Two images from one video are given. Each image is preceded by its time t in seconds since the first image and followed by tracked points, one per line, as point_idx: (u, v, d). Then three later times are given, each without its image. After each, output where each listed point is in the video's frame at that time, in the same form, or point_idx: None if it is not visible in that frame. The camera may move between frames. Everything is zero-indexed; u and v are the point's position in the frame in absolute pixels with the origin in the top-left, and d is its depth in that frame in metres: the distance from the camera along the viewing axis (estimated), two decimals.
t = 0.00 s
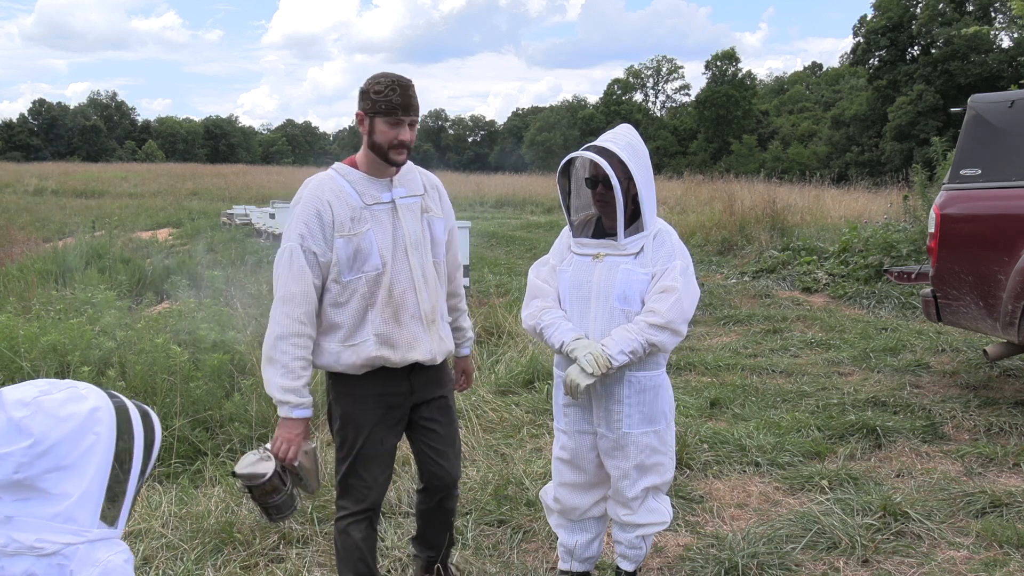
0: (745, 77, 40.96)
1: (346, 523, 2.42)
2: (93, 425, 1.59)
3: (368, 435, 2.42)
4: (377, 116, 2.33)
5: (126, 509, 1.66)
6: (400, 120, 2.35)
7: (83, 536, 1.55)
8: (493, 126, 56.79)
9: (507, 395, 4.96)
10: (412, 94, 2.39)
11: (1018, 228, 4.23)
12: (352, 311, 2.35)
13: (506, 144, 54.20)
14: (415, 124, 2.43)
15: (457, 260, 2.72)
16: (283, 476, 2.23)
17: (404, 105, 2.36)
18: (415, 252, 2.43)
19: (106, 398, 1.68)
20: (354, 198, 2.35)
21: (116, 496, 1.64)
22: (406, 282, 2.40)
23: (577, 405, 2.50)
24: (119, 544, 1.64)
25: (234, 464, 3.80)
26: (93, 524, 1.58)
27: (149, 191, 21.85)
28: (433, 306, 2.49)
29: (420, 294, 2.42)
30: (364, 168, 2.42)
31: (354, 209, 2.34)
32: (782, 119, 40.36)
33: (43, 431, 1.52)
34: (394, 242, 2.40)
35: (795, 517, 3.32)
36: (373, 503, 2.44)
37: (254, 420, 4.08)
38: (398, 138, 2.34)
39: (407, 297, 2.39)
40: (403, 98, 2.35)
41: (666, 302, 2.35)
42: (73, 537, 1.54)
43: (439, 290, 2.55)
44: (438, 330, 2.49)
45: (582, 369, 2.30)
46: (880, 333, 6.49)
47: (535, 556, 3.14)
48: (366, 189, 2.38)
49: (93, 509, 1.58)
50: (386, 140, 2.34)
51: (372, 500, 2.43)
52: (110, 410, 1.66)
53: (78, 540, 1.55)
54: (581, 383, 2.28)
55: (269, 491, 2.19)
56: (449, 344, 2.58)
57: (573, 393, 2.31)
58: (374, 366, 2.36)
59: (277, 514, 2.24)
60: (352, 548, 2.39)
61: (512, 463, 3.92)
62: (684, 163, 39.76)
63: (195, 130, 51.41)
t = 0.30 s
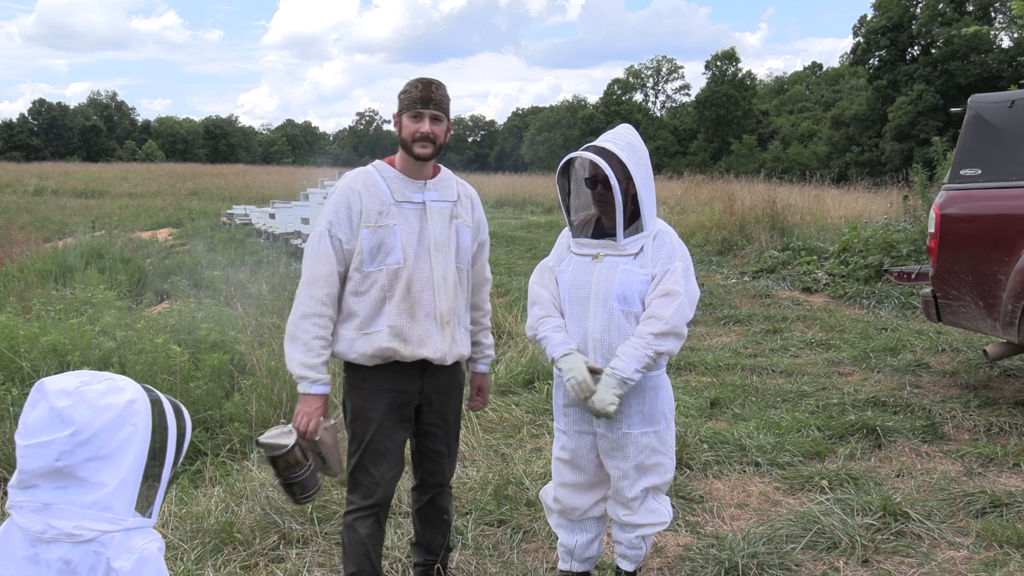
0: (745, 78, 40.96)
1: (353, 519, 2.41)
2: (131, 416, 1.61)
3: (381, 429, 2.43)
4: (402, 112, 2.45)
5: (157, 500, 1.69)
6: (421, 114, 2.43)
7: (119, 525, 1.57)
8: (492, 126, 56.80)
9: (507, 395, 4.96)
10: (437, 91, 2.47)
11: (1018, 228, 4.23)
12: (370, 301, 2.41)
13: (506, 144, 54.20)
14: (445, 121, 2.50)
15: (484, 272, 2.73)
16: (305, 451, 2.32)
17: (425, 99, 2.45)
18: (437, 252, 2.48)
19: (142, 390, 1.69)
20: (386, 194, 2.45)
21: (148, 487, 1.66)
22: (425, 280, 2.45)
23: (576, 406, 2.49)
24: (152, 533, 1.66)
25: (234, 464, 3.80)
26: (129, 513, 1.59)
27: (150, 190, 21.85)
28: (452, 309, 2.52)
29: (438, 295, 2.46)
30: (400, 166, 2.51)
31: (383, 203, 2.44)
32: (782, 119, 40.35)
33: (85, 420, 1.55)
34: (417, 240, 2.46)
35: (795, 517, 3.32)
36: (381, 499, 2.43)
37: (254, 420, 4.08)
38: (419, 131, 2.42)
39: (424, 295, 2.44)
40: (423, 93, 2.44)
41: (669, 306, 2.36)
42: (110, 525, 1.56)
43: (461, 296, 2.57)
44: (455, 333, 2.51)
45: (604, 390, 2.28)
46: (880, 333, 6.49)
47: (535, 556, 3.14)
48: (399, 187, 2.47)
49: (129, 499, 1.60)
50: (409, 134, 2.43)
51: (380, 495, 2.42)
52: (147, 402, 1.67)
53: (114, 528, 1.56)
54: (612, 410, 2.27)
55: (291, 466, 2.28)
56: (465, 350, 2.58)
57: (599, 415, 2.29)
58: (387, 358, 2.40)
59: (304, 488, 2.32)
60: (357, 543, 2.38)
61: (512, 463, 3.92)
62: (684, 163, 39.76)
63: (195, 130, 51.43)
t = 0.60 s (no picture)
0: (745, 77, 40.96)
1: (366, 512, 2.39)
2: (161, 415, 1.64)
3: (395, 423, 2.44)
4: (428, 116, 2.48)
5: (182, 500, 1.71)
6: (446, 116, 2.45)
7: (149, 522, 1.59)
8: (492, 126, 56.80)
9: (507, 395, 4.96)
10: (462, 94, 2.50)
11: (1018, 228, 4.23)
12: (389, 298, 2.44)
13: (506, 144, 54.20)
14: (470, 125, 2.52)
15: (508, 276, 2.70)
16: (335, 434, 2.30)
17: (450, 102, 2.47)
18: (456, 254, 2.49)
19: (170, 390, 1.72)
20: (410, 194, 2.48)
21: (173, 485, 1.68)
22: (442, 280, 2.46)
23: (577, 406, 2.50)
24: (176, 532, 1.68)
25: (234, 464, 3.81)
26: (158, 510, 1.62)
27: (149, 191, 21.84)
28: (469, 310, 2.52)
29: (456, 295, 2.47)
30: (425, 168, 2.54)
31: (407, 203, 2.47)
32: (782, 119, 40.34)
33: (118, 418, 1.57)
34: (437, 241, 2.49)
35: (795, 517, 3.32)
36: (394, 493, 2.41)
37: (254, 420, 4.09)
38: (445, 132, 2.44)
39: (441, 294, 2.46)
40: (448, 96, 2.47)
41: (678, 313, 2.40)
42: (140, 523, 1.58)
43: (479, 298, 2.58)
44: (470, 334, 2.52)
45: (663, 415, 2.31)
46: (880, 333, 6.49)
47: (535, 556, 3.14)
48: (423, 189, 2.50)
49: (158, 497, 1.62)
50: (436, 136, 2.46)
51: (392, 489, 2.39)
52: (175, 402, 1.70)
53: (143, 526, 1.58)
54: (681, 428, 2.31)
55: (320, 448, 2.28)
56: (480, 349, 2.58)
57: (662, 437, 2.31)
58: (402, 354, 2.43)
59: (341, 472, 2.30)
60: (369, 537, 2.38)
61: (512, 463, 3.92)
62: (684, 163, 39.75)
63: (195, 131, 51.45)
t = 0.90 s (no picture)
0: (745, 77, 40.94)
1: (381, 509, 2.37)
2: (188, 414, 1.67)
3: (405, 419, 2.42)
4: (425, 121, 2.50)
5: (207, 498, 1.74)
6: (440, 122, 2.45)
7: (175, 520, 1.63)
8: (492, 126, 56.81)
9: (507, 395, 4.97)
10: (457, 97, 2.47)
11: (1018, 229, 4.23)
12: (392, 293, 2.45)
13: (506, 144, 54.19)
14: (468, 126, 2.50)
15: (512, 275, 2.69)
16: (326, 432, 2.48)
17: (444, 108, 2.46)
18: (458, 249, 2.49)
19: (196, 390, 1.75)
20: (411, 191, 2.49)
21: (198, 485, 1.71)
22: (445, 275, 2.46)
23: (577, 406, 2.50)
24: (202, 530, 1.71)
25: (235, 464, 3.81)
26: (183, 509, 1.65)
27: (149, 191, 21.82)
28: (472, 306, 2.51)
29: (458, 291, 2.47)
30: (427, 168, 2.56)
31: (409, 200, 2.48)
32: (782, 119, 40.33)
33: (147, 416, 1.61)
34: (440, 237, 2.49)
35: (795, 517, 3.32)
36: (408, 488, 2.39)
37: (254, 420, 4.09)
38: (439, 138, 2.45)
39: (443, 288, 2.46)
40: (441, 101, 2.45)
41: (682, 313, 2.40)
42: (165, 521, 1.61)
43: (482, 295, 2.57)
44: (473, 329, 2.51)
45: (671, 415, 2.32)
46: (880, 333, 6.49)
47: (535, 556, 3.14)
48: (425, 186, 2.50)
49: (184, 496, 1.66)
50: (431, 141, 2.47)
51: (404, 486, 2.37)
52: (201, 401, 1.73)
53: (169, 524, 1.62)
54: (688, 431, 2.32)
55: (307, 443, 2.47)
56: (482, 346, 2.56)
57: (669, 437, 2.32)
58: (405, 348, 2.44)
59: (325, 467, 2.49)
60: (386, 533, 2.36)
61: (512, 463, 3.92)
62: (684, 163, 39.73)
63: (195, 131, 51.46)
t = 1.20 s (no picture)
0: (745, 77, 40.93)
1: (375, 510, 2.39)
2: (202, 413, 1.68)
3: (397, 422, 2.44)
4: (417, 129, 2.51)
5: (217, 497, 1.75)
6: (428, 134, 2.46)
7: (188, 518, 1.63)
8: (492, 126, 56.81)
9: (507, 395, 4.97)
10: (446, 108, 2.44)
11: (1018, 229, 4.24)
12: (384, 294, 2.46)
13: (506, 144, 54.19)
14: (458, 134, 2.49)
15: (508, 276, 2.67)
16: (322, 429, 2.46)
17: (431, 119, 2.45)
18: (451, 250, 2.48)
19: (210, 389, 1.76)
20: (405, 191, 2.49)
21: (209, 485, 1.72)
22: (436, 276, 2.46)
23: (579, 407, 2.50)
24: (212, 528, 1.71)
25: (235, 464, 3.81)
26: (196, 507, 1.66)
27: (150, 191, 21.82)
28: (465, 306, 2.51)
29: (449, 291, 2.46)
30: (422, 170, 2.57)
31: (402, 200, 2.48)
32: (782, 118, 40.32)
33: (165, 413, 1.61)
34: (432, 238, 2.49)
35: (795, 517, 3.32)
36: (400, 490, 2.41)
37: (254, 420, 4.10)
38: (427, 150, 2.47)
39: (435, 289, 2.46)
40: (429, 113, 2.44)
41: (687, 314, 2.41)
42: (178, 518, 1.62)
43: (476, 295, 2.55)
44: (466, 331, 2.50)
45: (656, 414, 2.33)
46: (880, 333, 6.49)
47: (535, 556, 3.14)
48: (419, 187, 2.51)
49: (197, 494, 1.66)
50: (421, 151, 2.50)
51: (396, 486, 2.40)
52: (215, 400, 1.74)
53: (182, 522, 1.62)
54: (675, 430, 2.34)
55: (305, 441, 2.45)
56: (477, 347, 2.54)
57: (656, 437, 2.33)
58: (397, 348, 2.45)
59: (323, 463, 2.48)
60: (379, 535, 2.38)
61: (511, 463, 3.92)
62: (684, 163, 39.73)
63: (195, 131, 51.47)
